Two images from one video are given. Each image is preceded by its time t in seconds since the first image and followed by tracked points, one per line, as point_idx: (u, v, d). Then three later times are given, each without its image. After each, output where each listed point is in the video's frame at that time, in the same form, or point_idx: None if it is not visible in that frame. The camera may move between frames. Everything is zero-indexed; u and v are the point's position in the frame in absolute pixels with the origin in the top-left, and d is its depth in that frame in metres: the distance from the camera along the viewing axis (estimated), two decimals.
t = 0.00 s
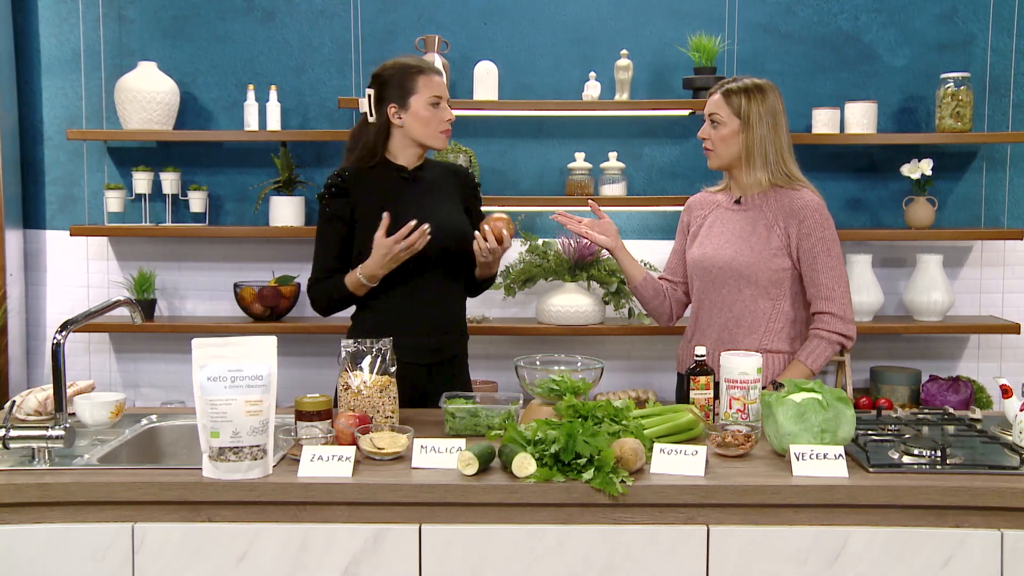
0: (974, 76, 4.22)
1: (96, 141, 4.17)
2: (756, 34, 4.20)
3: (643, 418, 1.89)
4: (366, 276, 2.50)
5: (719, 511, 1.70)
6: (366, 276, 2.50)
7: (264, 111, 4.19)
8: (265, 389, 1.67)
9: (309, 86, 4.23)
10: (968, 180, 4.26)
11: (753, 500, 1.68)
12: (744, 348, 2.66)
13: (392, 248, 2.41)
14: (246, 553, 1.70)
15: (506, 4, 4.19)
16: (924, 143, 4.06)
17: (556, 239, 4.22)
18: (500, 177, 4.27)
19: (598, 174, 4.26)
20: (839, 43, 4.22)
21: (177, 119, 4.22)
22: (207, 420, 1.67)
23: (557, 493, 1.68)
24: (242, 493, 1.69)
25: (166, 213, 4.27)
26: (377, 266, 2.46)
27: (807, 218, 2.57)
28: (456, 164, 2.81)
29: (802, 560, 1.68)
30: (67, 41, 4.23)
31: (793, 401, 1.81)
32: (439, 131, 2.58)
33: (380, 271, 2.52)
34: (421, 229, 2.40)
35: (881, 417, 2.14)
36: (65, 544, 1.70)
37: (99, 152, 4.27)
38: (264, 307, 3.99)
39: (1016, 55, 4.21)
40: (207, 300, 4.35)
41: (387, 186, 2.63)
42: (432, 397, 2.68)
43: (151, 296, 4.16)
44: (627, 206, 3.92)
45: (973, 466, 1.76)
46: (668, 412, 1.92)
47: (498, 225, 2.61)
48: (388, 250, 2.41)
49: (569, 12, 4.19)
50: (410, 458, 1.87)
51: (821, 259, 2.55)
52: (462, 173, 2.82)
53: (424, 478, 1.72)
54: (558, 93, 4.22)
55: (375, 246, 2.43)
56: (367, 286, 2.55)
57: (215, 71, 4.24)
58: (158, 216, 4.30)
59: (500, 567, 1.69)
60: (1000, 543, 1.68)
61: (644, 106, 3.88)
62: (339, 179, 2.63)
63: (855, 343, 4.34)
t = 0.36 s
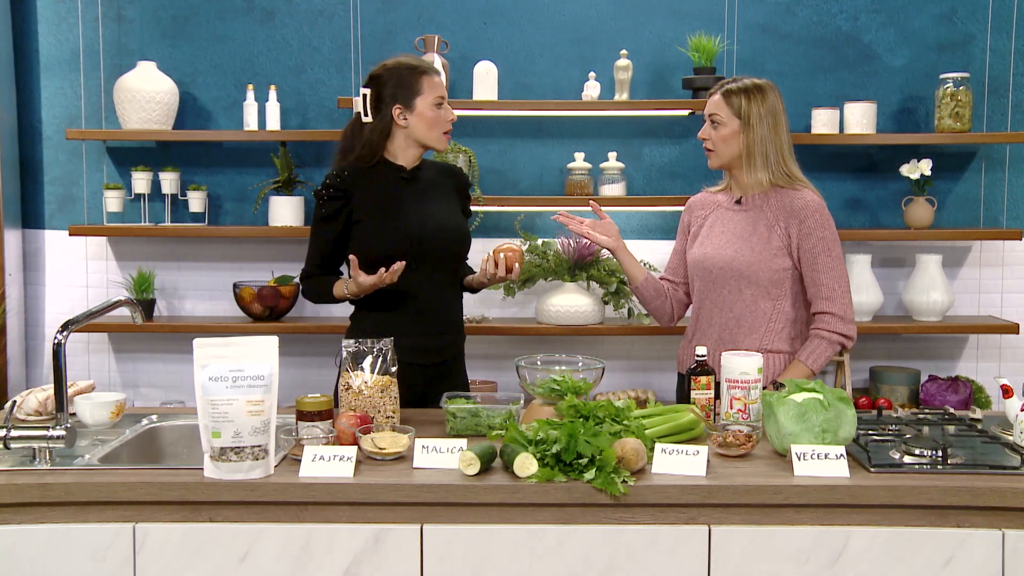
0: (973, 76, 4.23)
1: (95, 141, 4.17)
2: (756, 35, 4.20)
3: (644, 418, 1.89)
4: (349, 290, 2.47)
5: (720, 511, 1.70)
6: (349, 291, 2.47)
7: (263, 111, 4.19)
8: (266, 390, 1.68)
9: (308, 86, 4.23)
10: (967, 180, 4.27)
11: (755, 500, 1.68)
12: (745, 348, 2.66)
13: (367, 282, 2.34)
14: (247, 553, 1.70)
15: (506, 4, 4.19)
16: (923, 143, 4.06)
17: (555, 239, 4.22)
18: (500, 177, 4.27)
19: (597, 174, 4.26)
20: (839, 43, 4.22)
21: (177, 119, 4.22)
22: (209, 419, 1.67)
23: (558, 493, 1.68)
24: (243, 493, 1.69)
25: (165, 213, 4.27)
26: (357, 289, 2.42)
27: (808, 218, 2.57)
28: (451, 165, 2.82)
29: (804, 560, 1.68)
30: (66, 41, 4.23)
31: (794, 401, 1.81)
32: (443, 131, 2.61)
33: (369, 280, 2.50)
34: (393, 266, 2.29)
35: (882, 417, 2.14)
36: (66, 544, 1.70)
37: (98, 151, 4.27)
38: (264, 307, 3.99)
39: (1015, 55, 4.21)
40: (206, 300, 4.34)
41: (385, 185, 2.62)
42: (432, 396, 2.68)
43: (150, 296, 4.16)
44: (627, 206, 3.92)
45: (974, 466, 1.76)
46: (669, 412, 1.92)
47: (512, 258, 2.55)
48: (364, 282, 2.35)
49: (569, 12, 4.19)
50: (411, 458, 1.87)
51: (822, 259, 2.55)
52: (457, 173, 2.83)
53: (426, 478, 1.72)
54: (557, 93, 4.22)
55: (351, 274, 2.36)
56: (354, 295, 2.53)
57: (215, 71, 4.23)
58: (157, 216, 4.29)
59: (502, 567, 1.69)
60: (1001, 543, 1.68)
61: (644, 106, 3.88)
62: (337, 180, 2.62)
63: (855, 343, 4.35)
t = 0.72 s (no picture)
0: (972, 76, 4.23)
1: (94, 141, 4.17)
2: (755, 35, 4.21)
3: (645, 418, 1.89)
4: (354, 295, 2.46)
5: (722, 511, 1.70)
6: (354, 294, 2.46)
7: (263, 111, 4.18)
8: (268, 390, 1.67)
9: (308, 86, 4.23)
10: (965, 180, 4.27)
11: (756, 500, 1.68)
12: (744, 348, 2.66)
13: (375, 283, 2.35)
14: (249, 553, 1.70)
15: (505, 4, 4.19)
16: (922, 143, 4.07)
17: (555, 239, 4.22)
18: (499, 177, 4.27)
19: (597, 174, 4.26)
20: (838, 44, 4.22)
21: (175, 119, 4.21)
22: (210, 419, 1.67)
23: (560, 493, 1.68)
24: (245, 493, 1.69)
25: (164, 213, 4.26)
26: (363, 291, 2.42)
27: (807, 218, 2.58)
28: (449, 165, 2.83)
29: (805, 560, 1.69)
30: (65, 41, 4.22)
31: (795, 401, 1.81)
32: (442, 131, 2.61)
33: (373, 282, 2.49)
34: (399, 270, 2.32)
35: (882, 417, 2.14)
36: (67, 544, 1.70)
37: (97, 151, 4.27)
38: (263, 307, 3.98)
39: (1013, 56, 4.22)
40: (205, 300, 4.34)
41: (385, 186, 2.62)
42: (433, 396, 2.68)
43: (149, 296, 4.16)
44: (626, 206, 3.92)
45: (975, 466, 1.76)
46: (670, 412, 1.92)
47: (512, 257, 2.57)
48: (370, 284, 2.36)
49: (568, 12, 4.20)
50: (412, 458, 1.87)
51: (822, 259, 2.55)
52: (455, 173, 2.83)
53: (428, 478, 1.72)
54: (556, 94, 4.22)
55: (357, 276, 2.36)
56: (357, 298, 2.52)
57: (214, 71, 4.23)
58: (156, 216, 4.29)
59: (504, 567, 1.69)
60: (1002, 543, 1.68)
61: (644, 107, 3.89)
62: (337, 181, 2.61)
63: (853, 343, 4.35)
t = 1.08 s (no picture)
0: (971, 77, 4.24)
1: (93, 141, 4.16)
2: (754, 35, 4.21)
3: (646, 418, 1.89)
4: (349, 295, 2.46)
5: (723, 512, 1.70)
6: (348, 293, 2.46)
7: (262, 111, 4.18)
8: (269, 390, 1.67)
9: (307, 86, 4.23)
10: (964, 181, 4.28)
11: (758, 500, 1.68)
12: (745, 348, 2.66)
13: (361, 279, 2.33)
14: (250, 554, 1.70)
15: (504, 4, 4.19)
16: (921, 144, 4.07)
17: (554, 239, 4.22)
18: (498, 177, 4.27)
19: (596, 174, 4.26)
20: (836, 44, 4.23)
21: (174, 119, 4.21)
22: (211, 420, 1.67)
23: (561, 493, 1.68)
24: (246, 494, 1.69)
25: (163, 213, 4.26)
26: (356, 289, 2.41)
27: (808, 218, 2.58)
28: (447, 165, 2.83)
29: (807, 560, 1.69)
30: (63, 41, 4.22)
31: (797, 401, 1.81)
32: (433, 140, 2.57)
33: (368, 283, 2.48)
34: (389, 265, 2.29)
35: (883, 417, 2.14)
36: (68, 544, 1.69)
37: (96, 151, 4.26)
38: (262, 307, 3.98)
39: (1012, 56, 4.22)
40: (204, 300, 4.34)
41: (384, 186, 2.61)
42: (433, 395, 2.68)
43: (148, 296, 4.15)
44: (625, 206, 3.93)
45: (976, 466, 1.76)
46: (671, 412, 1.92)
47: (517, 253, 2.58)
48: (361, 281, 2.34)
49: (567, 12, 4.20)
50: (414, 458, 1.87)
51: (822, 259, 2.55)
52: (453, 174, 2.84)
53: (429, 478, 1.72)
54: (555, 94, 4.22)
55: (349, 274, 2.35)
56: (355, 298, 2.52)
57: (213, 71, 4.23)
58: (155, 216, 4.28)
59: (505, 568, 1.69)
60: (1003, 542, 1.69)
61: (643, 107, 3.89)
62: (336, 181, 2.61)
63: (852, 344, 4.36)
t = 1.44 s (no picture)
0: (969, 77, 4.24)
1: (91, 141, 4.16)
2: (752, 35, 4.21)
3: (647, 418, 1.89)
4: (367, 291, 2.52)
5: (724, 511, 1.70)
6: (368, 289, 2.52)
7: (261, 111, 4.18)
8: (271, 390, 1.67)
9: (305, 86, 4.22)
10: (963, 181, 4.28)
11: (759, 500, 1.68)
12: (745, 348, 2.65)
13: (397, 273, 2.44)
14: (251, 554, 1.70)
15: (503, 4, 4.19)
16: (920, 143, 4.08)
17: (553, 239, 4.22)
18: (497, 177, 4.27)
19: (595, 174, 4.26)
20: (835, 44, 4.23)
21: (173, 119, 4.21)
22: (213, 420, 1.67)
23: (562, 493, 1.68)
24: (248, 494, 1.69)
25: (162, 213, 4.26)
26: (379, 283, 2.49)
27: (808, 217, 2.58)
28: (453, 170, 2.82)
29: (808, 560, 1.69)
30: (62, 40, 4.21)
31: (797, 401, 1.81)
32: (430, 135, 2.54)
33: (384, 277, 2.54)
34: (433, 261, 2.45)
35: (883, 417, 2.14)
36: (69, 545, 1.69)
37: (94, 151, 4.26)
38: (261, 308, 3.98)
39: (1010, 56, 4.23)
40: (203, 300, 4.34)
41: (386, 187, 2.61)
42: (433, 396, 2.68)
43: (146, 297, 4.15)
44: (624, 206, 3.93)
45: (976, 465, 1.77)
46: (672, 412, 1.93)
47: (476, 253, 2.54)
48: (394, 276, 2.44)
49: (566, 12, 4.20)
50: (415, 458, 1.87)
51: (822, 258, 2.55)
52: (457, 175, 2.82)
53: (430, 478, 1.72)
54: (554, 93, 4.22)
55: (384, 267, 2.44)
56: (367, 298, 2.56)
57: (211, 71, 4.22)
58: (154, 216, 4.28)
59: (507, 567, 1.69)
60: (1004, 542, 1.69)
61: (642, 107, 3.89)
62: (339, 180, 2.60)
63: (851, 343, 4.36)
